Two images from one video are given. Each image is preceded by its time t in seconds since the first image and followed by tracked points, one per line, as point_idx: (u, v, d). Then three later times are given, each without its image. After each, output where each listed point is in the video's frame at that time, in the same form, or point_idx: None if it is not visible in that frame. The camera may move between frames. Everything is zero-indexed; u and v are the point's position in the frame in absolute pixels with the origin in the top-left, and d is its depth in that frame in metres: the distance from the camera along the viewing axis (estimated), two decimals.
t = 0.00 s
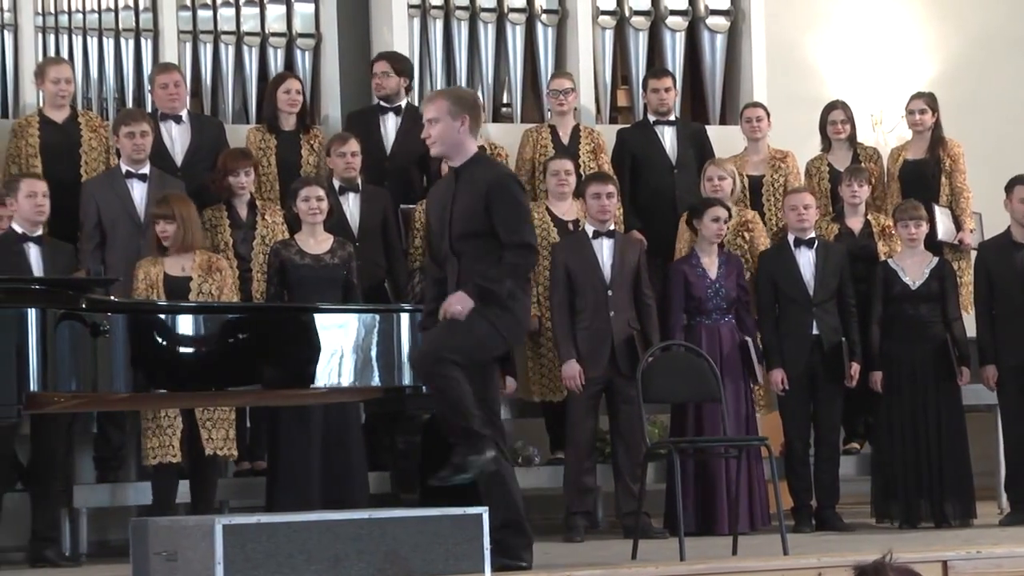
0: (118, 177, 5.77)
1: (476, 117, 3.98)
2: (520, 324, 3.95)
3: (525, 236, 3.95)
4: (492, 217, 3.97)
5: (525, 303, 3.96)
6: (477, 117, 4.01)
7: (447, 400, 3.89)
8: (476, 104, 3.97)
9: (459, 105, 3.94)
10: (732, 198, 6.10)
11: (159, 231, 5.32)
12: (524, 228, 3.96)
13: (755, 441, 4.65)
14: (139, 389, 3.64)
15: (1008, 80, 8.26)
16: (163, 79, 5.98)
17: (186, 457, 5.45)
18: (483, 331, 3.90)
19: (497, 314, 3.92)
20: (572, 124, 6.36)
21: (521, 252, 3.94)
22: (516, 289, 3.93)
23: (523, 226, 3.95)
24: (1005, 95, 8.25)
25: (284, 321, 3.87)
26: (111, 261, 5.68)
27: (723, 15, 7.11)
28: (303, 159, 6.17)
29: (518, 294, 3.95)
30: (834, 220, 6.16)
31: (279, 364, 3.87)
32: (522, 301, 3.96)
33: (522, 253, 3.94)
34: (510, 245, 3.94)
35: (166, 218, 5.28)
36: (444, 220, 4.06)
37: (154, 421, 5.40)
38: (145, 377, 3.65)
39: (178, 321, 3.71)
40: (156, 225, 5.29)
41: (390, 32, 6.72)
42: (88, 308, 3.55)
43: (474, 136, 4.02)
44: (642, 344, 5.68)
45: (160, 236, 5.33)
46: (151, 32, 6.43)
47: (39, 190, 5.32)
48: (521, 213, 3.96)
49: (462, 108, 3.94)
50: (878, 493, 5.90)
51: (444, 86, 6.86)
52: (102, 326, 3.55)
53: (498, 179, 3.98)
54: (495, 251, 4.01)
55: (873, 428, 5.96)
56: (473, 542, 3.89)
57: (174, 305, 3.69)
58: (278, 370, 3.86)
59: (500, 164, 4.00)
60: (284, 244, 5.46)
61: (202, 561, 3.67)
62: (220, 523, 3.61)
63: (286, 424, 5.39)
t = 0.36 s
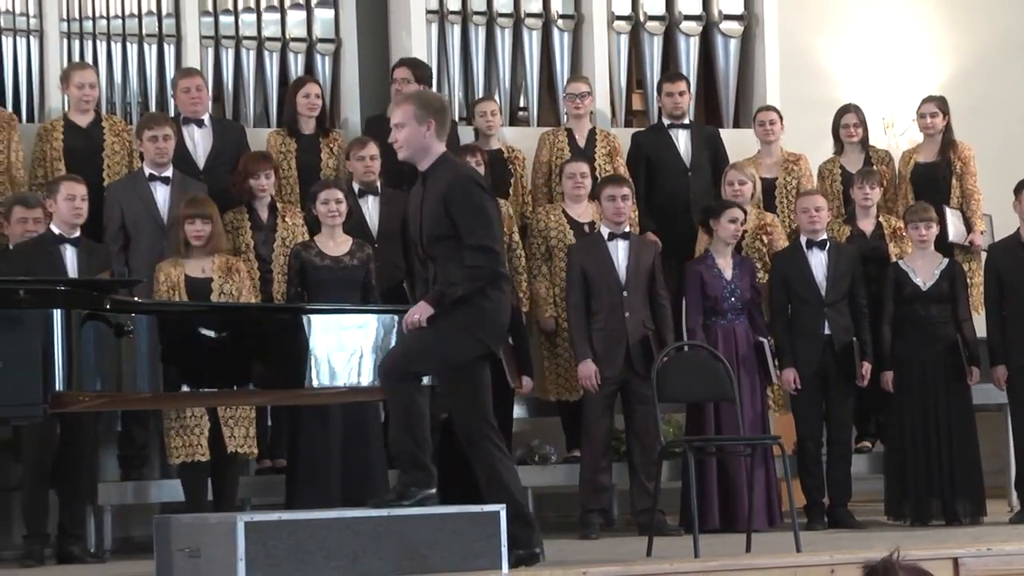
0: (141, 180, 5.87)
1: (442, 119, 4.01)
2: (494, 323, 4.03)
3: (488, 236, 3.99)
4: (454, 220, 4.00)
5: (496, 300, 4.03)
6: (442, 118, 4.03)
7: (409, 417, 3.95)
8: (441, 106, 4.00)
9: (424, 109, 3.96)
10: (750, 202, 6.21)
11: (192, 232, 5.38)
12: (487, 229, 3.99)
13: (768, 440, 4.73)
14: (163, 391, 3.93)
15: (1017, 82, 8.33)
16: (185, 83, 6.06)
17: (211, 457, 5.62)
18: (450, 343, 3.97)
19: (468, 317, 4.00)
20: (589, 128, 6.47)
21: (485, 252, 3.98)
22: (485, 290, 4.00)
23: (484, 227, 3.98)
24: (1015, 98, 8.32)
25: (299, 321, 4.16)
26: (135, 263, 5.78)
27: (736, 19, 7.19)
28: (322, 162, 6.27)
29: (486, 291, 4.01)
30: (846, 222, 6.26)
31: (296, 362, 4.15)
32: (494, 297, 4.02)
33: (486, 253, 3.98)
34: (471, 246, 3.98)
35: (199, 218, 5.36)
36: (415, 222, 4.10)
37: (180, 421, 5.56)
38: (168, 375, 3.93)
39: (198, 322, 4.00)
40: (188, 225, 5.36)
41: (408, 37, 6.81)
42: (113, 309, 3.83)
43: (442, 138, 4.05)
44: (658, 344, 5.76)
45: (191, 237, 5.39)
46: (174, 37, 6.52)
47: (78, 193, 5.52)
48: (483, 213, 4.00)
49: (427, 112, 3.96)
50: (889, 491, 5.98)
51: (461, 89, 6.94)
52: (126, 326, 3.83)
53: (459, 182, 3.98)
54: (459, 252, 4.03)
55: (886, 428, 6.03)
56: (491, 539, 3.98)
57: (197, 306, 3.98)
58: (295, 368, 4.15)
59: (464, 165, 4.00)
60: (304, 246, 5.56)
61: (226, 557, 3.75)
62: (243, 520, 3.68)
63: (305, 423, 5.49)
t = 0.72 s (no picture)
0: (171, 191, 6.07)
1: (423, 76, 4.01)
2: (470, 292, 4.04)
3: (460, 201, 3.96)
4: (427, 185, 3.97)
5: (469, 267, 4.03)
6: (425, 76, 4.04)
7: (432, 417, 4.00)
8: (423, 63, 4.01)
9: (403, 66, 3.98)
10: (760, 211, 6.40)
11: (237, 240, 5.60)
12: (458, 196, 3.96)
13: (780, 443, 4.92)
14: (191, 394, 4.11)
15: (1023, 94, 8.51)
16: (214, 96, 6.28)
17: (239, 459, 5.79)
18: (443, 329, 4.01)
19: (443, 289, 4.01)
20: (603, 139, 6.65)
21: (456, 219, 3.96)
22: (458, 260, 4.00)
23: (455, 193, 3.95)
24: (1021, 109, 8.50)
25: (325, 328, 4.34)
26: (166, 271, 5.98)
27: (747, 34, 7.38)
28: (344, 173, 6.45)
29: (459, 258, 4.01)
30: (854, 232, 6.46)
31: (321, 368, 4.31)
32: (466, 265, 4.02)
33: (457, 219, 3.96)
34: (442, 213, 3.96)
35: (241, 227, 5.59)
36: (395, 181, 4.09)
37: (208, 425, 5.73)
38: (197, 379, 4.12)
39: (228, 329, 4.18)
40: (233, 235, 5.58)
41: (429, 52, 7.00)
42: (144, 315, 4.05)
43: (425, 96, 4.05)
44: (671, 349, 5.94)
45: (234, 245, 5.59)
46: (203, 52, 6.72)
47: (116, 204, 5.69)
48: (455, 178, 3.96)
49: (406, 69, 3.98)
50: (896, 493, 6.16)
51: (481, 102, 7.12)
52: (157, 332, 4.04)
53: (432, 144, 3.94)
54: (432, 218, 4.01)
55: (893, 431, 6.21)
56: (509, 540, 4.14)
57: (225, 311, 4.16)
58: (320, 373, 4.31)
59: (438, 124, 3.96)
60: (328, 254, 5.75)
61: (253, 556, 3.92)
62: (270, 520, 3.86)
63: (330, 426, 5.68)
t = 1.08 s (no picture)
0: (205, 207, 6.31)
1: (435, 75, 4.18)
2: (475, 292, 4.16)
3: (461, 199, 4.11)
4: (432, 182, 4.12)
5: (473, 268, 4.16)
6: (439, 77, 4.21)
7: (468, 421, 4.19)
8: (435, 64, 4.18)
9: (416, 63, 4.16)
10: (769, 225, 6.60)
11: (271, 254, 5.83)
12: (461, 194, 4.11)
13: (790, 451, 5.14)
14: (225, 402, 4.33)
15: None
16: (246, 116, 6.53)
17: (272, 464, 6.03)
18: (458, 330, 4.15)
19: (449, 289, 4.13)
20: (619, 157, 6.88)
21: (457, 216, 4.10)
22: (462, 259, 4.13)
23: (458, 190, 4.10)
24: None
25: (351, 338, 4.58)
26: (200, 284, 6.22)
27: (760, 56, 7.60)
28: (371, 190, 6.69)
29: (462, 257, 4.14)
30: (863, 245, 6.65)
31: (349, 378, 4.56)
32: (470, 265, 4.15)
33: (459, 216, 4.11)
34: (445, 209, 4.10)
35: (273, 242, 5.81)
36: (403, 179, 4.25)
37: (241, 432, 5.98)
38: (230, 389, 4.34)
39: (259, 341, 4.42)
40: (266, 249, 5.80)
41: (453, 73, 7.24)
42: (178, 327, 4.28)
43: (437, 96, 4.21)
44: (685, 359, 6.17)
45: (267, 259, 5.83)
46: (236, 74, 6.96)
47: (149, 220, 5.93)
48: (459, 175, 4.11)
49: (418, 67, 4.16)
50: (904, 499, 6.37)
51: (502, 121, 7.35)
52: (191, 343, 4.28)
53: (438, 141, 4.10)
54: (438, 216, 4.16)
55: (900, 439, 6.43)
56: (533, 544, 4.27)
57: (257, 323, 4.39)
58: (347, 383, 4.56)
59: (445, 121, 4.12)
60: (355, 268, 5.99)
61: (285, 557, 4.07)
62: (299, 524, 4.00)
63: (359, 434, 5.92)
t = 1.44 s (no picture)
0: (249, 224, 6.63)
1: (442, 99, 4.51)
2: (468, 305, 4.50)
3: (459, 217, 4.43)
4: (431, 197, 4.44)
5: (467, 282, 4.49)
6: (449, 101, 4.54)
7: (470, 430, 4.49)
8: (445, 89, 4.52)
9: (424, 88, 4.49)
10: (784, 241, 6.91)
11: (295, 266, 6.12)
12: (457, 210, 4.42)
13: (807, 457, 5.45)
14: (268, 409, 4.64)
15: None
16: (287, 138, 6.86)
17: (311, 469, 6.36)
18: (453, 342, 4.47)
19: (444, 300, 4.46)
20: (642, 176, 7.19)
21: (456, 232, 4.42)
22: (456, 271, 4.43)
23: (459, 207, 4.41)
24: None
25: (387, 349, 4.89)
26: (243, 298, 6.54)
27: (778, 79, 7.90)
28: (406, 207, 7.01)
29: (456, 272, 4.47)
30: (877, 260, 6.93)
31: (384, 386, 4.87)
32: (464, 280, 4.49)
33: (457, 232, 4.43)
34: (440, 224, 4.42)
35: (300, 254, 6.08)
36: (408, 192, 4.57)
37: (285, 437, 6.32)
38: (272, 396, 4.65)
39: (300, 351, 4.72)
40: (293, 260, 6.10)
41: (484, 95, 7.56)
42: (223, 337, 4.57)
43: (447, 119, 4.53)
44: (706, 368, 6.48)
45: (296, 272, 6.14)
46: (278, 97, 7.30)
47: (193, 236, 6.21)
48: (455, 192, 4.42)
49: (426, 92, 4.49)
50: (916, 503, 6.65)
51: (531, 142, 7.66)
52: (236, 353, 4.56)
53: (443, 160, 4.41)
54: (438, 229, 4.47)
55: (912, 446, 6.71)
56: (558, 544, 4.59)
57: (299, 334, 4.70)
58: (383, 391, 4.87)
59: (448, 140, 4.43)
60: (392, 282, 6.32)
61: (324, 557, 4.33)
62: (339, 526, 4.26)
63: (397, 440, 6.24)
